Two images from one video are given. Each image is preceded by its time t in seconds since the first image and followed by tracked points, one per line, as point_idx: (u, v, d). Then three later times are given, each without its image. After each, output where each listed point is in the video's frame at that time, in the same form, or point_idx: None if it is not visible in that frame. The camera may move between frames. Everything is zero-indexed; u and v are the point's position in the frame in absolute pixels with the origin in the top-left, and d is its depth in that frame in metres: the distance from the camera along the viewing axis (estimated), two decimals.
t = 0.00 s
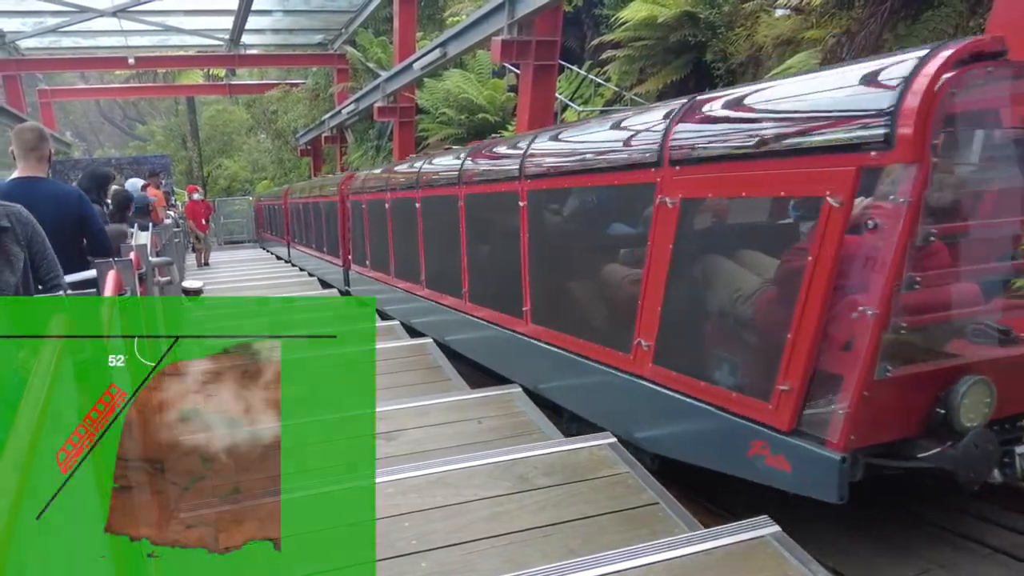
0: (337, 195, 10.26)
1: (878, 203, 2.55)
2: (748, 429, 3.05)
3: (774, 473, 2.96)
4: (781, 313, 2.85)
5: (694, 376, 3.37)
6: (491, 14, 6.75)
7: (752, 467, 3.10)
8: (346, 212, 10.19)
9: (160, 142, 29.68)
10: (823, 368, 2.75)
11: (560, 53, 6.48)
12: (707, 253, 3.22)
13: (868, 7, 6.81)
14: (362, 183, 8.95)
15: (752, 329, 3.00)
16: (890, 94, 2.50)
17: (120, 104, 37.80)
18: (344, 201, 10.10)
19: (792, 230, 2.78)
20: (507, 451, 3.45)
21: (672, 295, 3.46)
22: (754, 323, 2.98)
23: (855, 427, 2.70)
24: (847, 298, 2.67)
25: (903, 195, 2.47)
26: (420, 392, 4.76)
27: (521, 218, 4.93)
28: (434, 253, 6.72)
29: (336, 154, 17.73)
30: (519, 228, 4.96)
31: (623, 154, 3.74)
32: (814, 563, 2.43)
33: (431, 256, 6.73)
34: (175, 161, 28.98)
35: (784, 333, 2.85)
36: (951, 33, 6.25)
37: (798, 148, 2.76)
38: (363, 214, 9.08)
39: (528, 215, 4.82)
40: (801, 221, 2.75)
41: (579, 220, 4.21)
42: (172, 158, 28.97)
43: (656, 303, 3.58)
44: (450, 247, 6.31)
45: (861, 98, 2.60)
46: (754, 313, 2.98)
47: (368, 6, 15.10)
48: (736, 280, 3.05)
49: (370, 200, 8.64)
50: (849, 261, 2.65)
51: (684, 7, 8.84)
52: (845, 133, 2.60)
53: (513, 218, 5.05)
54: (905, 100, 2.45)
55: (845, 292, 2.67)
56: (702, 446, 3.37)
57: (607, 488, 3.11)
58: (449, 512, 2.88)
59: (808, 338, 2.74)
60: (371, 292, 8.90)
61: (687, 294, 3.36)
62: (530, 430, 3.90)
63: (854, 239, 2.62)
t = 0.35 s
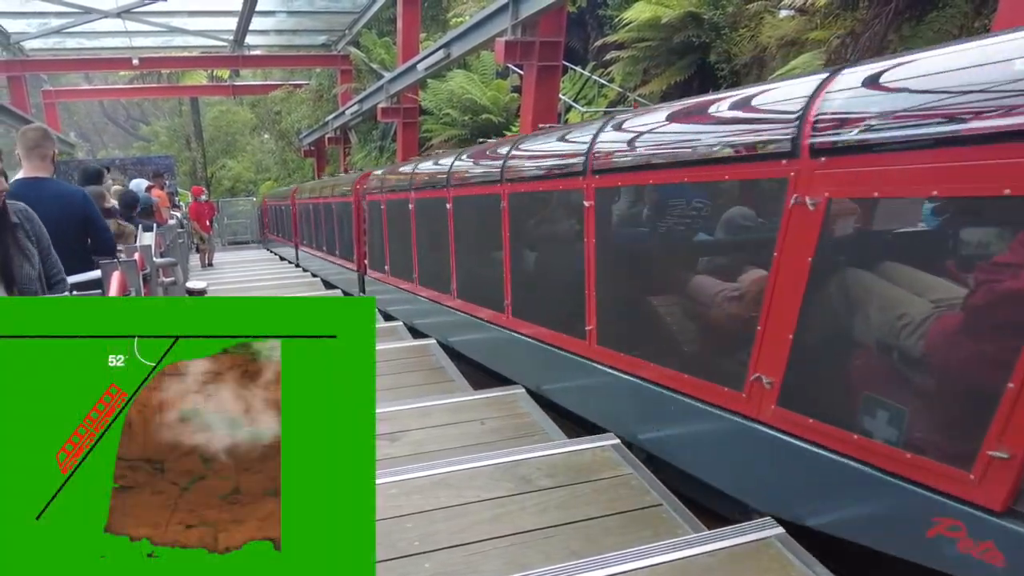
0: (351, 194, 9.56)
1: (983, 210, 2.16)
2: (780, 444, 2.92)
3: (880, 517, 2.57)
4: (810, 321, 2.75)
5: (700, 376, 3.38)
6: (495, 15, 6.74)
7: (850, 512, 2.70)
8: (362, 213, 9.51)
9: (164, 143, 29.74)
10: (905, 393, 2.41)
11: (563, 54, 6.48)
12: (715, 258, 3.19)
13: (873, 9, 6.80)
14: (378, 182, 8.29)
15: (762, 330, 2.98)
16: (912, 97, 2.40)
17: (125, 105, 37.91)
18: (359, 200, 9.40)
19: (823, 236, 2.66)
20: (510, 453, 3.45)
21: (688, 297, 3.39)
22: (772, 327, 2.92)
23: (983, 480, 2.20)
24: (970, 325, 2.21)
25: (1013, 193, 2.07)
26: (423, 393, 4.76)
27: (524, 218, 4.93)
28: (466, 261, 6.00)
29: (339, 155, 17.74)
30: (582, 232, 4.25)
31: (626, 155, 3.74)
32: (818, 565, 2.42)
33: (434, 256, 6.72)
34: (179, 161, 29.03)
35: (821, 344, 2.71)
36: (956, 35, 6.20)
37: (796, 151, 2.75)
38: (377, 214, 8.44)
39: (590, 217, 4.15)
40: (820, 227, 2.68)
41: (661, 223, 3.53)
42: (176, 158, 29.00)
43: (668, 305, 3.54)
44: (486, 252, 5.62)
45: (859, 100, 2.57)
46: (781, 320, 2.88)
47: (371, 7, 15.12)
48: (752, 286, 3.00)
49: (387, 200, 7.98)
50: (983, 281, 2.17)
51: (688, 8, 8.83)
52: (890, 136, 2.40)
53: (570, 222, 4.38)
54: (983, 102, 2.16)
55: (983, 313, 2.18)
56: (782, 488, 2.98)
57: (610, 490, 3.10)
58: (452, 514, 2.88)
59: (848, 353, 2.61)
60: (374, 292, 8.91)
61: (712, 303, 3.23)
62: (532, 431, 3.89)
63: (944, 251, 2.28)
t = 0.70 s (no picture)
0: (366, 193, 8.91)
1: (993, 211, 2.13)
2: (787, 446, 2.90)
3: (887, 521, 2.55)
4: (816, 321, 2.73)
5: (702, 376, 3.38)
6: (497, 15, 6.74)
7: (855, 516, 2.68)
8: (379, 213, 8.86)
9: (167, 143, 29.80)
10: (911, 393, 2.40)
11: (566, 54, 6.48)
12: (720, 257, 3.19)
13: (876, 9, 6.79)
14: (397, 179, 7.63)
15: (766, 331, 2.97)
16: (918, 96, 2.38)
17: (129, 105, 37.99)
18: (376, 200, 8.76)
19: (829, 236, 2.65)
20: (512, 453, 3.44)
21: (693, 296, 3.38)
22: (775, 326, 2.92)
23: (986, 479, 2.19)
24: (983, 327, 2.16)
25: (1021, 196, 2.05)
26: (425, 393, 4.76)
27: (527, 218, 4.92)
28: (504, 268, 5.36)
29: (342, 155, 17.76)
30: (656, 239, 3.63)
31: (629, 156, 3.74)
32: (821, 567, 2.41)
33: (437, 256, 6.72)
34: (182, 162, 29.09)
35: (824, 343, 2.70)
36: (960, 35, 6.19)
37: (801, 151, 2.73)
38: (395, 214, 7.81)
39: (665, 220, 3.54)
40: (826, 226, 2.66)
41: (766, 227, 2.93)
42: (179, 159, 29.07)
43: (730, 317, 3.16)
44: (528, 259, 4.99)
45: (865, 99, 2.56)
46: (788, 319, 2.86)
47: (374, 8, 15.14)
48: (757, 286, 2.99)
49: (408, 199, 7.34)
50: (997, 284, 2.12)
51: (691, 8, 8.81)
52: (894, 136, 2.38)
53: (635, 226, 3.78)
54: (993, 101, 2.13)
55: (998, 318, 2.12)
56: (787, 490, 2.95)
57: (613, 491, 3.09)
58: (453, 514, 2.87)
59: (854, 353, 2.58)
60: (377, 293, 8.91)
61: (793, 318, 2.83)
62: (535, 431, 3.89)
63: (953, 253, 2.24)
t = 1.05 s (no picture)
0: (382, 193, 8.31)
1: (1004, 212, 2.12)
2: (790, 447, 2.89)
3: (890, 520, 2.54)
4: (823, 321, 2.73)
5: (704, 377, 3.37)
6: (500, 16, 6.73)
7: (859, 517, 2.67)
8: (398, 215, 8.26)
9: (169, 143, 29.82)
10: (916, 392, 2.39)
11: (569, 55, 6.47)
12: (726, 260, 3.17)
13: (880, 9, 6.78)
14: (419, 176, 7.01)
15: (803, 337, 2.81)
16: (923, 96, 2.36)
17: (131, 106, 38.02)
18: (393, 199, 8.15)
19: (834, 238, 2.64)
20: (515, 454, 3.44)
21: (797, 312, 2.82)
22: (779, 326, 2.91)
23: (985, 475, 2.20)
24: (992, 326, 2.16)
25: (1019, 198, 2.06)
26: (428, 394, 4.76)
27: (529, 218, 4.91)
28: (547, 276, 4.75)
29: (345, 156, 17.77)
30: (746, 244, 3.07)
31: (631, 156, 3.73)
32: (824, 568, 2.40)
33: (438, 257, 6.71)
34: (185, 162, 29.12)
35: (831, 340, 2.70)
36: (964, 35, 6.18)
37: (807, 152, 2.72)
38: (416, 214, 7.23)
39: (757, 220, 2.99)
40: (832, 225, 2.65)
41: (916, 232, 2.36)
42: (181, 159, 29.10)
43: (861, 344, 2.57)
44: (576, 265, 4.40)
45: (870, 99, 2.54)
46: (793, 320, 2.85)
47: (376, 8, 15.13)
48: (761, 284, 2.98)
49: (431, 198, 6.75)
50: None
51: (694, 9, 8.82)
52: (898, 136, 2.38)
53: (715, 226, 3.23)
54: (998, 102, 2.12)
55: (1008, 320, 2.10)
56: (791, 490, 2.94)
57: (616, 491, 3.09)
58: (457, 515, 2.87)
59: (864, 354, 2.56)
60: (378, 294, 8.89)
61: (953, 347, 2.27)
62: (538, 432, 3.88)
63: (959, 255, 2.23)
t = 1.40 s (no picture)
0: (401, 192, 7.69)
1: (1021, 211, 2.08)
2: (794, 448, 2.88)
3: (893, 522, 2.53)
4: (826, 322, 2.72)
5: (706, 378, 3.37)
6: (503, 17, 6.73)
7: (862, 518, 2.66)
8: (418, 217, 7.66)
9: (173, 144, 29.86)
10: (918, 393, 2.39)
11: (572, 56, 6.47)
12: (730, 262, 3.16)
13: (884, 10, 6.78)
14: (446, 174, 6.39)
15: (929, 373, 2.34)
16: (928, 98, 2.36)
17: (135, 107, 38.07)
18: (413, 199, 7.54)
19: (837, 238, 2.63)
20: (517, 455, 3.43)
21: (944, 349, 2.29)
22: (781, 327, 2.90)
23: (985, 475, 2.20)
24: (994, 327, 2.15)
25: (1019, 199, 2.06)
26: (430, 394, 4.76)
27: (533, 219, 4.91)
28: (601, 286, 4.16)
29: (348, 157, 17.79)
30: (861, 255, 2.56)
31: (634, 157, 3.73)
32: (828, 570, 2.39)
33: (441, 258, 6.71)
34: (188, 163, 29.16)
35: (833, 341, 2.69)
36: (968, 36, 6.17)
37: (810, 153, 2.71)
38: (439, 215, 6.67)
39: (874, 224, 2.49)
40: (836, 226, 2.64)
41: None
42: (185, 160, 29.14)
43: None
44: (637, 273, 3.83)
45: (873, 101, 2.54)
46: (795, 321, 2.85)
47: (380, 9, 15.15)
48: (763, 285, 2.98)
49: (460, 197, 6.13)
50: None
51: (697, 10, 8.81)
52: (902, 138, 2.37)
53: (817, 230, 2.70)
54: (1006, 103, 2.11)
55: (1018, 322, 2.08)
56: (794, 492, 2.93)
57: (618, 493, 3.08)
58: (459, 516, 2.87)
59: (869, 357, 2.55)
60: (381, 294, 8.88)
61: None
62: (541, 432, 3.88)
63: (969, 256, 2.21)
